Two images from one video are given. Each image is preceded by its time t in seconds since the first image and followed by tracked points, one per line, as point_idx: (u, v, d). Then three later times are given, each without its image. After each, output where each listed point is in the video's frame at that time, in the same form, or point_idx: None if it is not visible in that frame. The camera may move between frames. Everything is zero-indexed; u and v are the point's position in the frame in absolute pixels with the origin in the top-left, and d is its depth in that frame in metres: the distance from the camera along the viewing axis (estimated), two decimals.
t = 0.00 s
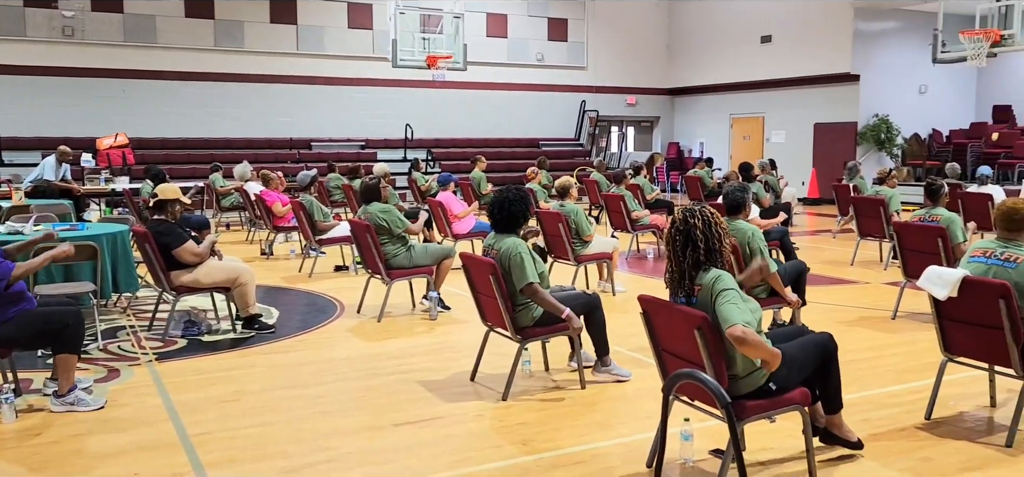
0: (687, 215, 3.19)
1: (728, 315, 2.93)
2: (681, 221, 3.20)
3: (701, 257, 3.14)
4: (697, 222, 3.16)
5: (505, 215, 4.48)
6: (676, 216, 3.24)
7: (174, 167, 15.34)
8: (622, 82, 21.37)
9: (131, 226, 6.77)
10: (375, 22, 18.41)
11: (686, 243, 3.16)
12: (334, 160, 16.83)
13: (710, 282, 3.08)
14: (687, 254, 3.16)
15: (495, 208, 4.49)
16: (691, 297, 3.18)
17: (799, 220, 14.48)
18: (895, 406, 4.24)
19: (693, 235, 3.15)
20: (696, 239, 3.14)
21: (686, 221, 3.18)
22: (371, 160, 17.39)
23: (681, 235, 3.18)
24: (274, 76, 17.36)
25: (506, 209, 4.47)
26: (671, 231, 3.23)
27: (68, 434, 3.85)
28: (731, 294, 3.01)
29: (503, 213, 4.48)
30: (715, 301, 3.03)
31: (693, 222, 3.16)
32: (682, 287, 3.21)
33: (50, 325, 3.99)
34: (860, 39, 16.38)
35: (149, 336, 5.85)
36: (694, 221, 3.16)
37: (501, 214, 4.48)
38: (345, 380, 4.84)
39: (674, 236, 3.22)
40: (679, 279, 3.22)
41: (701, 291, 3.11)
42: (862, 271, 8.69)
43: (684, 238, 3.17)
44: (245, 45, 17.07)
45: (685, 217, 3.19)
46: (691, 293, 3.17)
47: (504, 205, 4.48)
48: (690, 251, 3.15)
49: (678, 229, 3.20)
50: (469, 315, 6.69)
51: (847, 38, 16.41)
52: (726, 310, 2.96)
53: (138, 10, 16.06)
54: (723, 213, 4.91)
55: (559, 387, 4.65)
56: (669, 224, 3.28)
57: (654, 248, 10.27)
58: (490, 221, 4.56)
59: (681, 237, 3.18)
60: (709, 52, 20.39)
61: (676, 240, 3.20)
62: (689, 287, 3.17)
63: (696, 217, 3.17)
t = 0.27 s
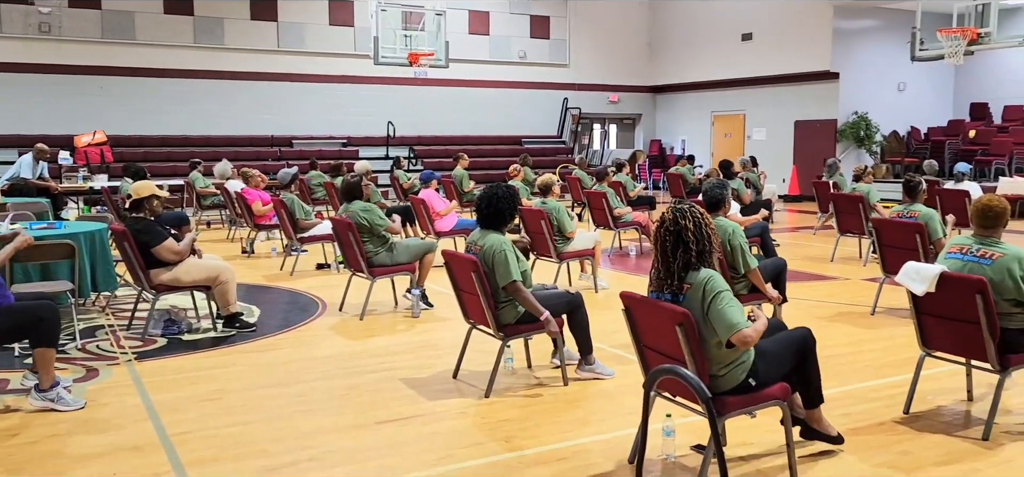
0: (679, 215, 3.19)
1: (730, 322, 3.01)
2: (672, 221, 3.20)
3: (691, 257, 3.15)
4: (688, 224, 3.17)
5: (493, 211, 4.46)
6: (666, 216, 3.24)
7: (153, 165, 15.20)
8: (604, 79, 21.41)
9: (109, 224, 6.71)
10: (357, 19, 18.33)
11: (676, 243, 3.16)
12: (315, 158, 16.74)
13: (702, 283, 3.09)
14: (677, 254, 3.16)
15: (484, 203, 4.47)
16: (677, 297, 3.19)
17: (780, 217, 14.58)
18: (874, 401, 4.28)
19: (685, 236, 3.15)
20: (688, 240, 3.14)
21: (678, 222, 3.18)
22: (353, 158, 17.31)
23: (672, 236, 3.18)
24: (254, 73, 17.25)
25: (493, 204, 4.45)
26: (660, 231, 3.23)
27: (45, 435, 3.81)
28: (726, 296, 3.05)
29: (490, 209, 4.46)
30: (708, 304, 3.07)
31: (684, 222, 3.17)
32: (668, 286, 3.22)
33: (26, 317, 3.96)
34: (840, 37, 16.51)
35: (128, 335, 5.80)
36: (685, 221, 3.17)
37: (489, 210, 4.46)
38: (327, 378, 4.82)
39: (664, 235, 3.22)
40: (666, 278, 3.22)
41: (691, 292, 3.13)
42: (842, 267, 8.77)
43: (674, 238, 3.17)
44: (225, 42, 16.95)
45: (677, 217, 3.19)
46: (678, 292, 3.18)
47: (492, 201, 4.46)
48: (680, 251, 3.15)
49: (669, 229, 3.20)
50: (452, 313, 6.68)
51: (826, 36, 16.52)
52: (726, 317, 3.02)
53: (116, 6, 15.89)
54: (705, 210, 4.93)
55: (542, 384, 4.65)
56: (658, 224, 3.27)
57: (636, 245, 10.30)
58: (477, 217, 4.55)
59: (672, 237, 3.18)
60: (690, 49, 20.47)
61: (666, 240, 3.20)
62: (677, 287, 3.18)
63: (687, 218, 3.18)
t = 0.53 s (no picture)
0: (665, 214, 3.12)
1: (731, 319, 2.99)
2: (657, 219, 3.13)
3: (676, 257, 3.10)
4: (674, 223, 3.11)
5: (475, 210, 4.45)
6: (650, 214, 3.16)
7: (132, 164, 15.05)
8: (586, 77, 21.44)
9: (87, 224, 6.64)
10: (337, 17, 18.25)
11: (662, 243, 3.10)
12: (296, 156, 16.64)
13: (690, 284, 3.05)
14: (662, 254, 3.10)
15: (466, 202, 4.46)
16: (660, 296, 3.14)
17: (761, 215, 14.67)
18: (853, 397, 4.32)
19: (671, 236, 3.09)
20: (674, 240, 3.08)
21: (664, 221, 3.11)
22: (334, 156, 17.22)
23: (657, 236, 3.11)
24: (234, 71, 17.13)
25: (474, 203, 4.45)
26: (645, 230, 3.15)
27: (22, 437, 3.77)
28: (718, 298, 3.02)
29: (471, 207, 4.45)
30: (698, 305, 3.04)
31: (670, 222, 3.11)
32: (650, 285, 3.16)
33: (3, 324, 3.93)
34: (819, 36, 16.63)
35: (106, 336, 5.75)
36: (670, 221, 3.11)
37: (470, 209, 4.45)
38: (308, 378, 4.80)
39: (648, 234, 3.14)
40: (649, 277, 3.16)
41: (677, 293, 3.08)
42: (821, 264, 8.83)
43: (659, 238, 3.11)
44: (205, 40, 16.81)
45: (662, 215, 3.12)
46: (662, 293, 3.12)
47: (473, 199, 4.46)
48: (666, 251, 3.09)
49: (655, 229, 3.12)
50: (433, 311, 6.67)
51: (806, 35, 16.63)
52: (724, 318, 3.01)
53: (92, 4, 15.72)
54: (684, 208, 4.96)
55: (523, 383, 4.66)
56: (641, 223, 3.19)
57: (618, 243, 10.33)
58: (457, 216, 4.52)
59: (657, 237, 3.11)
60: (671, 48, 20.54)
61: (650, 240, 3.13)
62: (660, 287, 3.13)
63: (673, 217, 3.11)
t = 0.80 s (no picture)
0: (667, 216, 3.11)
1: (726, 302, 3.01)
2: (657, 221, 3.10)
3: (674, 258, 3.10)
4: (674, 226, 3.10)
5: (453, 209, 4.45)
6: (651, 214, 3.12)
7: (110, 164, 14.91)
8: (567, 77, 21.48)
9: (64, 225, 6.58)
10: (318, 16, 18.17)
11: (662, 244, 3.08)
12: (277, 156, 16.54)
13: (686, 282, 3.06)
14: (660, 256, 3.09)
15: (444, 202, 4.47)
16: (652, 295, 3.13)
17: (741, 213, 14.76)
18: (831, 393, 4.36)
19: (672, 239, 3.08)
20: (674, 243, 3.08)
21: (665, 223, 3.09)
22: (315, 156, 17.14)
23: (658, 237, 3.08)
24: (213, 71, 17.03)
25: (451, 201, 4.45)
26: (644, 231, 3.11)
27: None
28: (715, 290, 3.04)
29: (450, 206, 4.46)
30: (692, 302, 3.04)
31: (671, 224, 3.09)
32: (643, 284, 3.15)
33: None
34: (797, 35, 16.75)
35: (84, 338, 5.70)
36: (671, 223, 3.09)
37: (449, 208, 4.46)
38: (288, 378, 4.78)
39: (646, 235, 3.11)
40: (643, 277, 3.14)
41: (673, 292, 3.08)
42: (801, 262, 8.90)
43: (660, 239, 3.08)
44: (184, 39, 16.68)
45: (664, 218, 3.10)
46: (655, 292, 3.12)
47: (449, 199, 4.46)
48: (665, 253, 3.08)
49: (655, 230, 3.09)
50: (415, 311, 6.66)
51: (785, 35, 16.75)
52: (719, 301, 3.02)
53: (69, 3, 15.55)
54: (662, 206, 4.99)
55: (504, 382, 4.66)
56: (638, 223, 3.14)
57: (600, 242, 10.36)
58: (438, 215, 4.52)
59: (657, 237, 3.09)
60: (652, 47, 20.62)
61: (650, 240, 3.10)
62: (654, 287, 3.12)
63: (674, 220, 3.10)
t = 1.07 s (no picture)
0: (660, 223, 3.13)
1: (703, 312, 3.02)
2: (650, 226, 3.12)
3: (661, 265, 3.12)
4: (666, 234, 3.12)
5: (436, 209, 4.45)
6: (644, 219, 3.14)
7: (87, 165, 14.76)
8: (549, 77, 21.51)
9: (40, 227, 6.51)
10: (298, 16, 18.09)
11: (652, 250, 3.09)
12: (257, 157, 16.44)
13: (668, 289, 3.07)
14: (648, 261, 3.10)
15: (427, 202, 4.46)
16: (634, 298, 3.15)
17: (722, 212, 14.84)
18: (810, 390, 4.40)
19: (663, 245, 3.10)
20: (664, 250, 3.10)
21: (657, 230, 3.11)
22: (296, 156, 17.05)
23: (648, 242, 3.10)
24: (192, 71, 16.91)
25: (433, 202, 4.44)
26: (636, 234, 3.12)
27: None
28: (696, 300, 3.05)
29: (432, 207, 4.45)
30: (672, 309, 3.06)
31: (663, 232, 3.11)
32: (626, 286, 3.16)
33: None
34: (777, 36, 16.87)
35: (62, 341, 5.64)
36: (664, 231, 3.12)
37: (432, 208, 4.45)
38: (269, 380, 4.76)
39: (637, 238, 3.12)
40: (627, 279, 3.15)
41: (656, 296, 3.09)
42: (781, 261, 8.97)
43: (649, 244, 3.10)
44: (162, 39, 16.56)
45: (657, 224, 3.12)
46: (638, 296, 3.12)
47: (431, 199, 4.45)
48: (653, 258, 3.10)
49: (647, 235, 3.10)
50: (397, 312, 6.64)
51: (765, 35, 16.87)
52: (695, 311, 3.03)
53: (46, 2, 15.39)
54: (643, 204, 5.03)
55: (486, 382, 4.67)
56: (630, 225, 3.15)
57: (581, 242, 10.38)
58: (419, 215, 4.51)
59: (648, 242, 3.10)
60: (633, 48, 20.69)
61: (640, 245, 3.11)
62: (637, 291, 3.13)
63: (666, 228, 3.13)
